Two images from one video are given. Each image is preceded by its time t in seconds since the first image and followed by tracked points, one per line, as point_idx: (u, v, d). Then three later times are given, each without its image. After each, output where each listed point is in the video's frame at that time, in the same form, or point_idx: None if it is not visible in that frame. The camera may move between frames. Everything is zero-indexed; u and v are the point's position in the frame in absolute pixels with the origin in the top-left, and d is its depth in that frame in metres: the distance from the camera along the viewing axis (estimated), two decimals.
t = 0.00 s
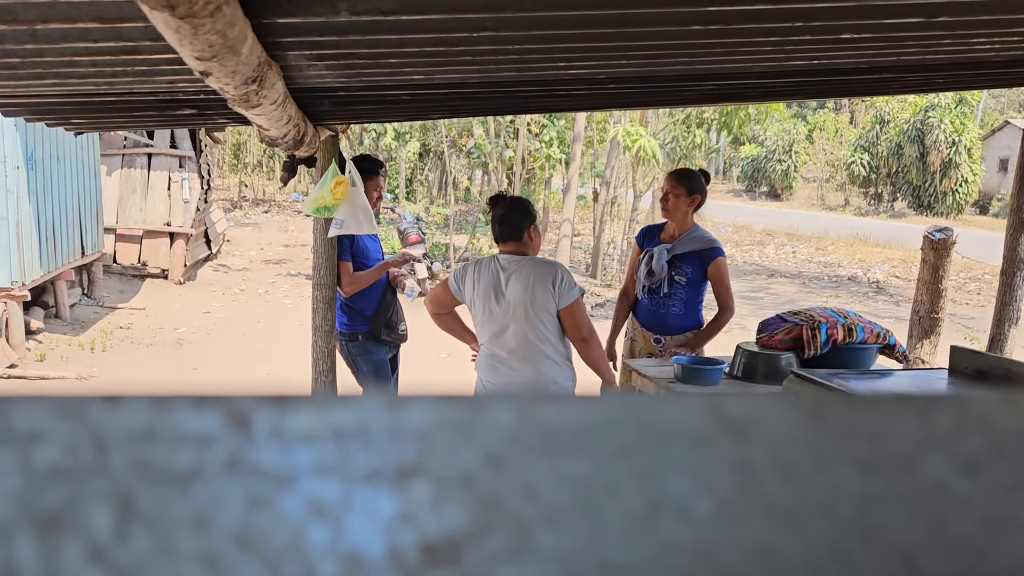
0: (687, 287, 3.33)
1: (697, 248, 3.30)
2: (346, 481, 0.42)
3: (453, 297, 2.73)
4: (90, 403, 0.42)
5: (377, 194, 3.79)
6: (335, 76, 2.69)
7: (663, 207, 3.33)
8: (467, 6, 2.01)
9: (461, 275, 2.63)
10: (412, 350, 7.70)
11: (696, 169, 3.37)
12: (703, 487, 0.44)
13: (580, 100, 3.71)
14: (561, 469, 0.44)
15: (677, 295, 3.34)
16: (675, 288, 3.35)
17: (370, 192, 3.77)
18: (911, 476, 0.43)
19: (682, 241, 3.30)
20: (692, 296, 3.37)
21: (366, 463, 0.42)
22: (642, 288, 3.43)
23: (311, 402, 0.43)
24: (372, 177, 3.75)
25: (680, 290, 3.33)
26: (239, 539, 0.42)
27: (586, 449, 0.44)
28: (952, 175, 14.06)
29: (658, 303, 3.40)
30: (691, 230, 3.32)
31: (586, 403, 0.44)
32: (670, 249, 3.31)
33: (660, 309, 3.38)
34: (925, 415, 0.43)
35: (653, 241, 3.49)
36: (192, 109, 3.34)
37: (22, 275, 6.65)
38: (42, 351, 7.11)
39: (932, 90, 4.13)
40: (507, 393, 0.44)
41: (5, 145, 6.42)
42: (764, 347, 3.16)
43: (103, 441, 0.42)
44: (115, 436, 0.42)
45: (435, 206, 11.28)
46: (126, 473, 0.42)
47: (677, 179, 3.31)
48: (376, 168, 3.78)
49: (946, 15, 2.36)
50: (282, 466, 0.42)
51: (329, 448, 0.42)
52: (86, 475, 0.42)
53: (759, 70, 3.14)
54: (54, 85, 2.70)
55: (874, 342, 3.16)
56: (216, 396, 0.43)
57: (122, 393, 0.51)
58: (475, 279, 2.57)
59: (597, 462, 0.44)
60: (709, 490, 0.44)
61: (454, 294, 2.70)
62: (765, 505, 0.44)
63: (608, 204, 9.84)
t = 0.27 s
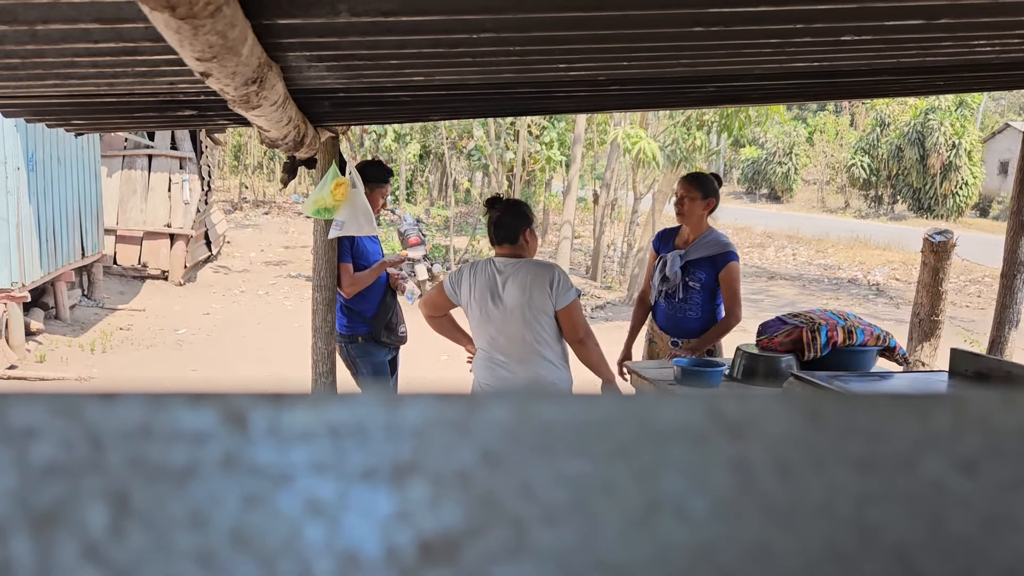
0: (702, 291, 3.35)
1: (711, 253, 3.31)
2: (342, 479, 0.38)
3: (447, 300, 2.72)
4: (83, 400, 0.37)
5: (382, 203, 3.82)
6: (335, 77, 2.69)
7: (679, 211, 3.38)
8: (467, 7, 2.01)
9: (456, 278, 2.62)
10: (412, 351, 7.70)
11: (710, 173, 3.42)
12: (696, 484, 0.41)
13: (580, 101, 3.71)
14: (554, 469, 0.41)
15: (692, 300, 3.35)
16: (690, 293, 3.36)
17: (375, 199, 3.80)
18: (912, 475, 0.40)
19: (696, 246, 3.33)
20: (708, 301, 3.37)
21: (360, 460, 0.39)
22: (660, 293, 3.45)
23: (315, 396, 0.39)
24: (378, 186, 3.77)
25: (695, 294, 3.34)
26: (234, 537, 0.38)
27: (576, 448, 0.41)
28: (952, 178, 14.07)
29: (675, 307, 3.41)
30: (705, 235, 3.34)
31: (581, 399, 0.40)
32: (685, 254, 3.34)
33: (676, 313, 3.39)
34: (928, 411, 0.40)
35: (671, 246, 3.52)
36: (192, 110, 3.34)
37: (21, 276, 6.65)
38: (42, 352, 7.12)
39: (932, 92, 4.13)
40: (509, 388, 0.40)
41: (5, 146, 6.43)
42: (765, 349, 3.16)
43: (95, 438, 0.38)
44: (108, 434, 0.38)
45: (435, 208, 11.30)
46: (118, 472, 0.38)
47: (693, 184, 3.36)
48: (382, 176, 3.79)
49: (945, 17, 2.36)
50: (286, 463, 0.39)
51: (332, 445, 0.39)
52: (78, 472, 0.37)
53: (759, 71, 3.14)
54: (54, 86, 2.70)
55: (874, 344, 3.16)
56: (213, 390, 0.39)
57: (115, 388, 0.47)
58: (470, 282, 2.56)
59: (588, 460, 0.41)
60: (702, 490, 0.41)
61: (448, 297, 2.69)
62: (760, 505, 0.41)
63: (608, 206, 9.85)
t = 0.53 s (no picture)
0: (715, 296, 3.39)
1: (723, 259, 3.33)
2: (339, 482, 0.38)
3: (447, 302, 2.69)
4: (79, 406, 0.37)
5: (386, 209, 3.85)
6: (335, 79, 2.69)
7: (691, 218, 3.42)
8: (467, 9, 2.01)
9: (459, 282, 2.60)
10: (412, 353, 7.70)
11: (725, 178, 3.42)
12: (694, 487, 0.41)
13: (580, 103, 3.71)
14: (553, 470, 0.41)
15: (705, 304, 3.41)
16: (705, 297, 3.41)
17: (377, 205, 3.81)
18: (906, 477, 0.40)
19: (708, 251, 3.36)
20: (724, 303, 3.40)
21: (358, 465, 0.39)
22: (680, 295, 3.55)
23: (312, 402, 0.39)
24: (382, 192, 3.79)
25: (709, 298, 3.39)
26: (231, 542, 0.38)
27: (571, 448, 0.41)
28: (952, 180, 14.07)
29: (693, 310, 3.49)
30: (717, 240, 3.37)
31: (585, 406, 0.40)
32: (698, 259, 3.40)
33: (694, 316, 3.47)
34: (922, 415, 0.40)
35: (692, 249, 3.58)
36: (192, 112, 3.34)
37: (21, 277, 6.65)
38: (41, 354, 7.12)
39: (932, 94, 4.13)
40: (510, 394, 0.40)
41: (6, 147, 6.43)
42: (764, 352, 3.16)
43: (92, 443, 0.37)
44: (104, 439, 0.38)
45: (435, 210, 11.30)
46: (113, 477, 0.38)
47: (704, 189, 3.38)
48: (384, 181, 3.79)
49: (945, 20, 2.36)
50: (281, 468, 0.38)
51: (327, 450, 0.38)
52: (74, 478, 0.37)
53: (759, 74, 3.15)
54: (54, 88, 2.70)
55: (874, 346, 3.15)
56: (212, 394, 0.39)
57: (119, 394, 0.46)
58: (476, 286, 2.55)
59: (581, 461, 0.41)
60: (699, 491, 0.41)
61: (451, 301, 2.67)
62: (758, 508, 0.41)
63: (608, 208, 9.84)
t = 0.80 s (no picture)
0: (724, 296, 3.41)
1: (733, 260, 3.35)
2: (344, 485, 0.43)
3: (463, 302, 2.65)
4: (89, 410, 0.43)
5: (387, 211, 3.83)
6: (336, 81, 2.69)
7: (702, 219, 3.42)
8: (469, 12, 2.02)
9: (475, 280, 2.58)
10: (411, 355, 7.69)
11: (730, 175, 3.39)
12: (708, 489, 0.44)
13: (580, 105, 3.71)
14: (564, 472, 0.45)
15: (714, 304, 3.44)
16: (714, 296, 3.44)
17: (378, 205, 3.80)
18: (911, 480, 0.43)
19: (719, 251, 3.38)
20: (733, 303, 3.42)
21: (365, 466, 0.43)
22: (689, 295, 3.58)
23: (313, 409, 0.44)
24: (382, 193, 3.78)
25: (718, 298, 3.42)
26: (239, 544, 0.43)
27: (570, 452, 0.45)
28: (953, 182, 14.06)
29: (701, 310, 3.52)
30: (728, 240, 3.38)
31: (576, 413, 0.45)
32: (708, 259, 3.43)
33: (703, 315, 3.50)
34: (923, 420, 0.43)
35: (703, 249, 3.59)
36: (193, 114, 3.34)
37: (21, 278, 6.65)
38: (41, 355, 7.11)
39: (932, 97, 4.14)
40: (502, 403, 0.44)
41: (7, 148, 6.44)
42: (765, 354, 3.16)
43: (102, 444, 0.43)
44: (116, 441, 0.43)
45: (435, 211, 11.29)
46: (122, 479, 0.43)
47: (714, 190, 3.35)
48: (383, 180, 3.77)
49: (945, 23, 2.36)
50: (284, 470, 0.43)
51: (332, 454, 0.43)
52: (84, 479, 0.42)
53: (760, 76, 3.15)
54: (56, 89, 2.71)
55: (874, 349, 3.15)
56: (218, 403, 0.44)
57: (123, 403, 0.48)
58: (494, 286, 2.53)
59: (584, 467, 0.45)
60: (713, 494, 0.44)
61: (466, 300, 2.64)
62: (763, 511, 0.44)
63: (609, 210, 9.83)
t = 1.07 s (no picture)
0: (728, 296, 3.42)
1: (738, 259, 3.36)
2: (354, 483, 0.40)
3: (478, 297, 2.67)
4: (101, 405, 0.39)
5: (386, 213, 3.83)
6: (336, 81, 2.69)
7: (707, 220, 3.44)
8: (470, 13, 2.02)
9: (494, 278, 2.59)
10: (411, 356, 7.70)
11: (738, 178, 3.40)
12: (704, 488, 0.43)
13: (581, 106, 3.72)
14: (574, 472, 0.43)
15: (717, 304, 3.45)
16: (717, 297, 3.45)
17: (378, 207, 3.80)
18: (912, 480, 0.42)
19: (724, 252, 3.40)
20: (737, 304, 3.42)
21: (376, 463, 0.41)
22: (694, 295, 3.58)
23: (325, 404, 0.41)
24: (382, 195, 3.78)
25: (721, 298, 3.42)
26: (249, 541, 0.40)
27: (587, 451, 0.43)
28: (952, 184, 14.09)
29: (705, 311, 3.53)
30: (734, 241, 3.40)
31: (599, 408, 0.42)
32: (714, 260, 3.44)
33: (707, 315, 3.51)
34: (926, 419, 0.42)
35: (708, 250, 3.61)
36: (193, 114, 3.34)
37: (21, 279, 6.65)
38: (41, 355, 7.12)
39: (932, 98, 4.14)
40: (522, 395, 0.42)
41: (7, 149, 6.45)
42: (765, 355, 3.17)
43: (112, 440, 0.39)
44: (126, 436, 0.40)
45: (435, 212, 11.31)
46: (130, 475, 0.40)
47: (719, 190, 3.38)
48: (384, 182, 3.79)
49: (944, 25, 2.37)
50: (294, 467, 0.40)
51: (342, 451, 0.40)
52: (92, 475, 0.39)
53: (759, 77, 3.16)
54: (56, 90, 2.71)
55: (874, 350, 3.19)
56: (228, 396, 0.41)
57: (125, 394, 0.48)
58: (512, 286, 2.54)
59: (610, 467, 0.43)
60: (710, 493, 0.43)
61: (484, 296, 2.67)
62: (767, 513, 0.43)
63: (608, 211, 9.84)
